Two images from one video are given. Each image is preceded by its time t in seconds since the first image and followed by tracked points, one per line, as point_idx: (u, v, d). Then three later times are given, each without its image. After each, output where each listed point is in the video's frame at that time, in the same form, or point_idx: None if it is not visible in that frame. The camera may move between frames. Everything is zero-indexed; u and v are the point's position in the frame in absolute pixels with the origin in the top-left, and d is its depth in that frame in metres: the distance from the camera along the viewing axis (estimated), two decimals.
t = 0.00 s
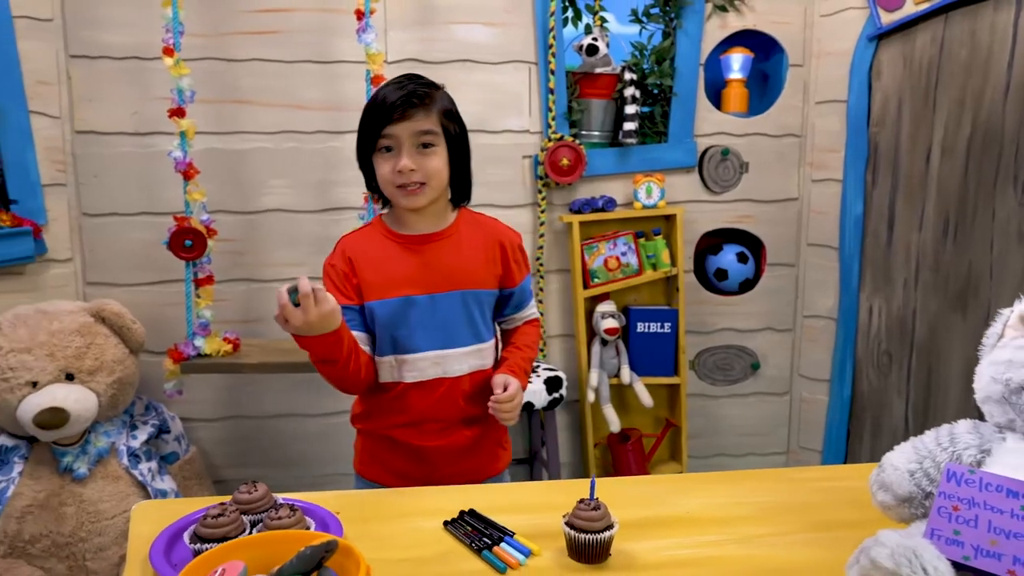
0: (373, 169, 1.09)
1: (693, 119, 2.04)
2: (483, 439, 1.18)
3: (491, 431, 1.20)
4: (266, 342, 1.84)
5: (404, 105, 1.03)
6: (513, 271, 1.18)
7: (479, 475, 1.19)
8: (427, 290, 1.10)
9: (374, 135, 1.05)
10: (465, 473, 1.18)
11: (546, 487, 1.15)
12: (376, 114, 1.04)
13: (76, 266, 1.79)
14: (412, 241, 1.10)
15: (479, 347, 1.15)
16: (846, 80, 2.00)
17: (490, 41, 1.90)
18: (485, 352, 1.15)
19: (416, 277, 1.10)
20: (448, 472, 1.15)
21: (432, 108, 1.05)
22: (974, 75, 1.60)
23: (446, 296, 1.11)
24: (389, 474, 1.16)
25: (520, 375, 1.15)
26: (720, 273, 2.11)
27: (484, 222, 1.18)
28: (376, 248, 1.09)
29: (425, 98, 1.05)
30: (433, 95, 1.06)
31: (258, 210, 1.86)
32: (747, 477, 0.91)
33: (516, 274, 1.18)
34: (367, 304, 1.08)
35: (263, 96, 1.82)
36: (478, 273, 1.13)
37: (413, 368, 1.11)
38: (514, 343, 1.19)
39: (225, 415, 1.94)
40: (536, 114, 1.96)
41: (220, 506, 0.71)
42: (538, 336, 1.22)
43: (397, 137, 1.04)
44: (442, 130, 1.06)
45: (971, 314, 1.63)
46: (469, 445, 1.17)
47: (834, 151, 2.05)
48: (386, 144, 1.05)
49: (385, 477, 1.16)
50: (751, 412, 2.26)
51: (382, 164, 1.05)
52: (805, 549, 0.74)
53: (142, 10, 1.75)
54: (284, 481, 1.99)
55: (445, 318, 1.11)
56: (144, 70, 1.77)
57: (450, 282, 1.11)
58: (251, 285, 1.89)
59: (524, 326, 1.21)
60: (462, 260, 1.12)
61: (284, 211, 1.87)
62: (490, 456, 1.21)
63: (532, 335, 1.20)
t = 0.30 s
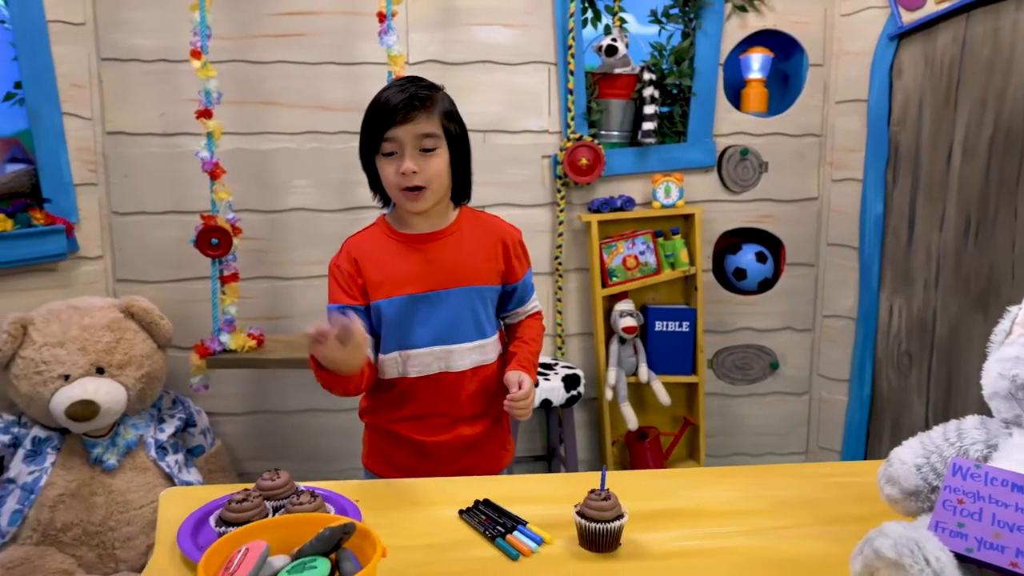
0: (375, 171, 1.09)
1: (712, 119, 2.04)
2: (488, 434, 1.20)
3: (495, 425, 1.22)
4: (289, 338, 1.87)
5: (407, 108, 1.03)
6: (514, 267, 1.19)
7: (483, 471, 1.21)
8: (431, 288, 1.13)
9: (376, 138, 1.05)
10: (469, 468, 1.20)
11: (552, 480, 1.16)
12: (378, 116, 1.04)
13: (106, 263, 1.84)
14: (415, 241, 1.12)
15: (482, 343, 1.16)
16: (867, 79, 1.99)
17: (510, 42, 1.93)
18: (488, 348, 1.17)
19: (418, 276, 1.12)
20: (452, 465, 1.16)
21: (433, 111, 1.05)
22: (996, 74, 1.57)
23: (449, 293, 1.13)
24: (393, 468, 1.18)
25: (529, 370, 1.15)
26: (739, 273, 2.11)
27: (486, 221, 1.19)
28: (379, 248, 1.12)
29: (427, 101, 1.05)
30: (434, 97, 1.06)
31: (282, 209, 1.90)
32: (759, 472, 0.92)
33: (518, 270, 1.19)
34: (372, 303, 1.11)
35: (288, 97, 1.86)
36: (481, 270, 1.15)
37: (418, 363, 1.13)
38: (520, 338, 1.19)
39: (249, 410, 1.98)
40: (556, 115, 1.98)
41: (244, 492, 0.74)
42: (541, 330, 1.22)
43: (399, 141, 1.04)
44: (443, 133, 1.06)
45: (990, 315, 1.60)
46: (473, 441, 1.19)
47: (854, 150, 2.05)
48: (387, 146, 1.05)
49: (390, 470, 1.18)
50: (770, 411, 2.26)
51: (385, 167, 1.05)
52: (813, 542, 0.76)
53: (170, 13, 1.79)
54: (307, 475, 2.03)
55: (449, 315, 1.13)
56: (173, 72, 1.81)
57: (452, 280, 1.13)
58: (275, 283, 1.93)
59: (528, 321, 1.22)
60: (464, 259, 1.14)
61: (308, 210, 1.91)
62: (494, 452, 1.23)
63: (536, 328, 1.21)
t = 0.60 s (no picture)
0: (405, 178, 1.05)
1: (736, 118, 2.04)
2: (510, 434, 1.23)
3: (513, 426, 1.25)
4: (314, 335, 1.90)
5: (440, 118, 0.98)
6: (536, 273, 1.20)
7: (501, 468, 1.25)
8: (469, 301, 1.10)
9: (406, 147, 1.00)
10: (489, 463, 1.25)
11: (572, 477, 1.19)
12: (410, 125, 0.99)
13: (137, 260, 1.89)
14: (453, 250, 1.07)
15: (508, 352, 1.18)
16: (894, 78, 1.97)
17: (533, 42, 1.94)
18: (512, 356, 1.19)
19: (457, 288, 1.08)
20: (477, 465, 1.21)
21: (466, 118, 1.01)
22: None
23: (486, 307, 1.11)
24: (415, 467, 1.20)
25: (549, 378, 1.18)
26: (762, 273, 2.10)
27: (512, 226, 1.17)
28: (422, 254, 1.05)
29: (459, 108, 1.00)
30: (466, 104, 1.02)
31: (308, 207, 1.93)
32: (777, 469, 0.92)
33: (539, 279, 1.21)
34: (411, 314, 1.06)
35: (315, 97, 1.89)
36: (513, 282, 1.14)
37: (451, 376, 1.13)
38: (536, 343, 1.22)
39: (275, 405, 2.01)
40: (578, 114, 1.99)
41: (267, 481, 0.77)
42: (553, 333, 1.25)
43: (431, 151, 0.99)
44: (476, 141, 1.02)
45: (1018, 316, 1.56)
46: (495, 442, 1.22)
47: (880, 150, 2.03)
48: (419, 156, 1.00)
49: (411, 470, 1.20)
50: (793, 412, 2.24)
51: (417, 178, 1.01)
52: (828, 539, 0.76)
53: (200, 16, 1.83)
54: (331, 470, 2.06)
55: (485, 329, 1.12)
56: (202, 73, 1.85)
57: (489, 293, 1.11)
58: (301, 280, 1.96)
59: (541, 324, 1.24)
60: (499, 270, 1.12)
61: (333, 209, 1.94)
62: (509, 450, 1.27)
63: (549, 332, 1.24)
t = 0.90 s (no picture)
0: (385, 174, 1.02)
1: (757, 116, 2.03)
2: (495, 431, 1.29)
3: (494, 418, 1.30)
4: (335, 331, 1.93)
5: (421, 100, 0.96)
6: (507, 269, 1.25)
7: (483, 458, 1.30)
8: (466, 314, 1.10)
9: (386, 137, 0.98)
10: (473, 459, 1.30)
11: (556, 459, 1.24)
12: (389, 113, 0.97)
13: (163, 257, 1.92)
14: (446, 262, 1.05)
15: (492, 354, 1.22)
16: (918, 74, 1.95)
17: (553, 41, 1.94)
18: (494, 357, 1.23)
19: (454, 303, 1.07)
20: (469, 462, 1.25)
21: (448, 103, 0.99)
22: None
23: (482, 317, 1.12)
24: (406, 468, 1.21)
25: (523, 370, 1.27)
26: (783, 272, 2.09)
27: (487, 227, 1.18)
28: (416, 270, 1.02)
29: (440, 92, 0.99)
30: (447, 89, 1.00)
31: (330, 205, 1.95)
32: (788, 465, 0.92)
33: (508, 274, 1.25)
34: (411, 335, 1.04)
35: (337, 97, 1.91)
36: (499, 286, 1.16)
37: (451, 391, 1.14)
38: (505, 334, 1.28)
39: (296, 400, 2.04)
40: (598, 113, 1.99)
41: (282, 470, 0.78)
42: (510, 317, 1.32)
43: (414, 138, 0.97)
44: (459, 126, 1.01)
45: None
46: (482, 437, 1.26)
47: (904, 148, 2.01)
48: (400, 146, 0.98)
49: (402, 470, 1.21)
50: (814, 412, 2.23)
51: (400, 169, 0.98)
52: (836, 534, 0.76)
53: (226, 17, 1.86)
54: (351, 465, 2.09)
55: (482, 340, 1.14)
56: (227, 73, 1.88)
57: (482, 304, 1.12)
58: (323, 277, 1.99)
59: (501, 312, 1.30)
60: (488, 277, 1.13)
61: (354, 206, 1.96)
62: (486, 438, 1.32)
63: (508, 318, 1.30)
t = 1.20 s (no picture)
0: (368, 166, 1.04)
1: (775, 112, 2.02)
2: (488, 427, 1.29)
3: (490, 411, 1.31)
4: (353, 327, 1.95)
5: (399, 87, 0.99)
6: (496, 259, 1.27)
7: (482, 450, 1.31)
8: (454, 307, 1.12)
9: (366, 128, 1.00)
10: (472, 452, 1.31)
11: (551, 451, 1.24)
12: (368, 103, 0.99)
13: (186, 252, 1.96)
14: (431, 254, 1.07)
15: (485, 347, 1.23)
16: (940, 70, 1.92)
17: (570, 38, 1.95)
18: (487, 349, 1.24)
19: (442, 297, 1.09)
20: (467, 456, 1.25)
21: (426, 90, 1.02)
22: None
23: (471, 309, 1.14)
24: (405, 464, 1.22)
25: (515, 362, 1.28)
26: (802, 269, 2.07)
27: (473, 218, 1.20)
28: (401, 265, 1.04)
29: (418, 80, 1.02)
30: (424, 77, 1.03)
31: (348, 202, 1.97)
32: (797, 459, 0.92)
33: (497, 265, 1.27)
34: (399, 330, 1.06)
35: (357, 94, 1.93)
36: (487, 277, 1.18)
37: (443, 385, 1.16)
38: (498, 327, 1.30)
39: (314, 395, 2.06)
40: (615, 109, 1.99)
41: (293, 457, 0.81)
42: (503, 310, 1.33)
43: (395, 127, 1.00)
44: (439, 112, 1.03)
45: None
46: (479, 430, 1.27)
47: (926, 144, 1.98)
48: (381, 135, 1.00)
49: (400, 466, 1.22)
50: (833, 411, 2.21)
51: (383, 159, 1.00)
52: (843, 527, 0.76)
53: (247, 16, 1.89)
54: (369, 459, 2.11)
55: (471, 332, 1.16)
56: (248, 72, 1.91)
57: (469, 295, 1.14)
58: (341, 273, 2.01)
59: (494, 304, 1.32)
60: (475, 269, 1.15)
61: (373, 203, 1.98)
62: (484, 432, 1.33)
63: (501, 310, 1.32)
